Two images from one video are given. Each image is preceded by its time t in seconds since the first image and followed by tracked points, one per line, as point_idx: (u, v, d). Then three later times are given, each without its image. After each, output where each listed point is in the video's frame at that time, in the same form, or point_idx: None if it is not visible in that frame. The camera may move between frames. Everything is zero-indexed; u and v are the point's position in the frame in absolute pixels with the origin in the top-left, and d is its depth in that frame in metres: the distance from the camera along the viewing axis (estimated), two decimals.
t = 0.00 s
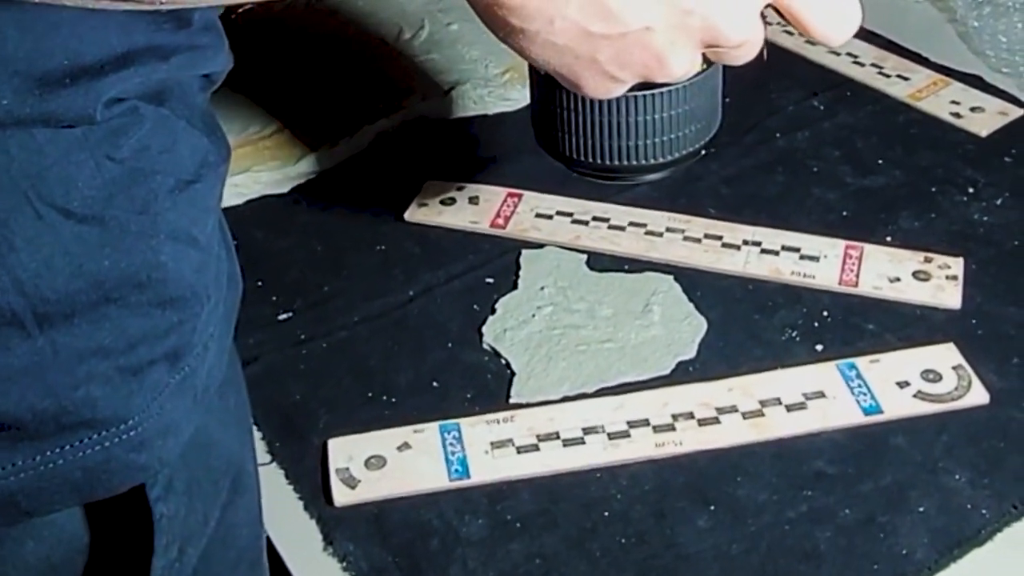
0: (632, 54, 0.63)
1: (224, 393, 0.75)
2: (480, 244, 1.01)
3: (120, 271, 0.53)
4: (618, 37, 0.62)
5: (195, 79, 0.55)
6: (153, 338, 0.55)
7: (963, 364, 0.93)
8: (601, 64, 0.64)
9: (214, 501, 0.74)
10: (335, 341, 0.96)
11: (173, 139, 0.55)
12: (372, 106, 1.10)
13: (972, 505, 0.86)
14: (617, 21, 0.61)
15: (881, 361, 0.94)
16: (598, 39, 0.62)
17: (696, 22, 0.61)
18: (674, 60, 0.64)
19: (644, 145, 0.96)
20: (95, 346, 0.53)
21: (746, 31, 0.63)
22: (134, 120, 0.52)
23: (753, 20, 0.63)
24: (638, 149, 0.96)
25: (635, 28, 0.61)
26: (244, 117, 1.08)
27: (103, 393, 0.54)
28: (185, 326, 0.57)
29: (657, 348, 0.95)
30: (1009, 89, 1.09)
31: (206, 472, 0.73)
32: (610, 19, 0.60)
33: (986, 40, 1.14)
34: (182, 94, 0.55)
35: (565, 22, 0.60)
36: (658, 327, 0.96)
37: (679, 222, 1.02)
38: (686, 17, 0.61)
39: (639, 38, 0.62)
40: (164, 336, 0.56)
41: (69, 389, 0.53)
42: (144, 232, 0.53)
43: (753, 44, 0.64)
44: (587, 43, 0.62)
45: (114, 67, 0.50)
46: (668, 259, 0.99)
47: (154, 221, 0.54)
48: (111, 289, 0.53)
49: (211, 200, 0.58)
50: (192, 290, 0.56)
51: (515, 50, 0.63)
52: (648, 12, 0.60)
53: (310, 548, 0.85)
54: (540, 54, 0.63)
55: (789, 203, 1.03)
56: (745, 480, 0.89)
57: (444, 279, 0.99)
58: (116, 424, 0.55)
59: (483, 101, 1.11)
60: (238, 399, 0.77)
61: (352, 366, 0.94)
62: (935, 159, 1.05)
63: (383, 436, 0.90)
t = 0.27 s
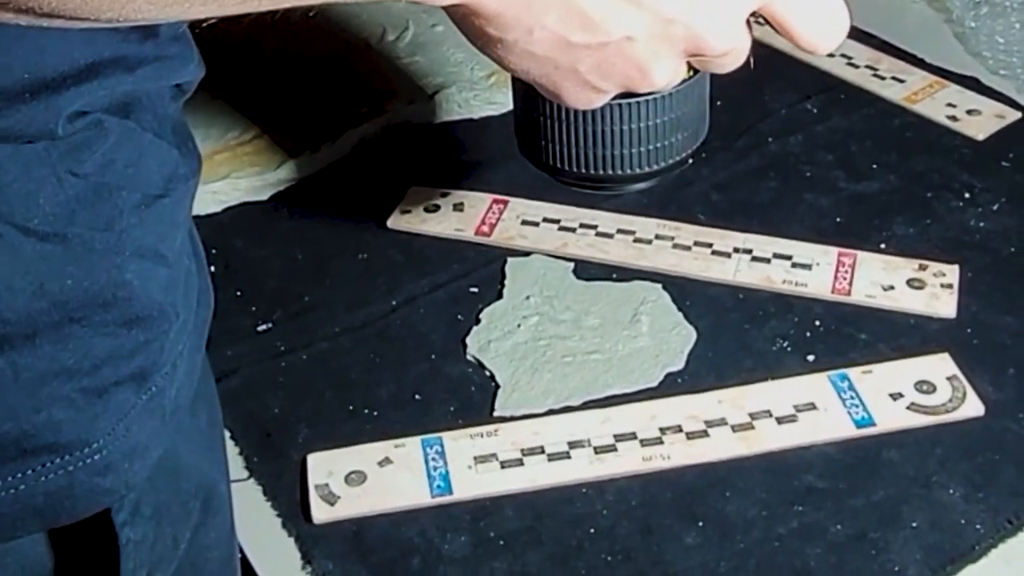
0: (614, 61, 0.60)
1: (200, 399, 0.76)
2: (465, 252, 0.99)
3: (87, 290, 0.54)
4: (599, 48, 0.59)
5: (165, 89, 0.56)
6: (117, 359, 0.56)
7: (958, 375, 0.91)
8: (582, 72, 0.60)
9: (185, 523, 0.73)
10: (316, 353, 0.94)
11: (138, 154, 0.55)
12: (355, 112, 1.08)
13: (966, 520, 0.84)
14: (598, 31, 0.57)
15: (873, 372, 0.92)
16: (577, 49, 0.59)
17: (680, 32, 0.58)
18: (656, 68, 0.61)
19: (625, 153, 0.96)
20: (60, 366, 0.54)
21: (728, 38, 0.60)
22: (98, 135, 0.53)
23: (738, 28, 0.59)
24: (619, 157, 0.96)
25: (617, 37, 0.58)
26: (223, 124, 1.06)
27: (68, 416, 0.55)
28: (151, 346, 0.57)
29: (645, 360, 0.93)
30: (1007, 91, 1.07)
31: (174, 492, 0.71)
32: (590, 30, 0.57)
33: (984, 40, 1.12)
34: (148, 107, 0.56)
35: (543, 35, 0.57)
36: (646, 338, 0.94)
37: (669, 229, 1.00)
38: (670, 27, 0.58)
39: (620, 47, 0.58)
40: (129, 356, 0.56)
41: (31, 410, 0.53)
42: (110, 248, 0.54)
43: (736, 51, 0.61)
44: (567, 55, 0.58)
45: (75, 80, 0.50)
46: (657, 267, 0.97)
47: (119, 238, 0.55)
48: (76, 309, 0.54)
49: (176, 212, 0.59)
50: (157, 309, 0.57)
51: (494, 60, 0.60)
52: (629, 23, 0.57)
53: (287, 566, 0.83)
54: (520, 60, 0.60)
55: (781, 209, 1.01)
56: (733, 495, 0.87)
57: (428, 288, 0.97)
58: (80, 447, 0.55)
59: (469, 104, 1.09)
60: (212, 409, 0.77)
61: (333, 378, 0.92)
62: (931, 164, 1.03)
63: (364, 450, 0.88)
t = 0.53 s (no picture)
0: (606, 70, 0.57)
1: (190, 410, 0.74)
2: (457, 258, 0.97)
3: (66, 304, 0.52)
4: (591, 55, 0.56)
5: (149, 95, 0.54)
6: (96, 373, 0.54)
7: (961, 384, 0.89)
8: (574, 80, 0.58)
9: (165, 539, 0.70)
10: (304, 362, 0.92)
11: (118, 163, 0.53)
12: (344, 112, 1.05)
13: (969, 533, 0.83)
14: (588, 37, 0.55)
15: (874, 381, 0.90)
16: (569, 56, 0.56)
17: (674, 38, 0.56)
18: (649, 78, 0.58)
19: (626, 161, 0.92)
20: (37, 382, 0.52)
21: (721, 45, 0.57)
22: (76, 143, 0.50)
23: (733, 33, 0.57)
24: (618, 166, 0.93)
25: (608, 43, 0.55)
26: (209, 126, 1.03)
27: (46, 434, 0.52)
28: (134, 359, 0.55)
29: (642, 368, 0.91)
30: (1012, 92, 1.05)
31: (158, 507, 0.69)
32: (581, 35, 0.54)
33: (988, 40, 1.10)
34: (130, 114, 0.54)
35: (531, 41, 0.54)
36: (643, 346, 0.92)
37: (666, 234, 0.98)
38: (664, 33, 0.55)
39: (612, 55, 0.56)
40: (110, 370, 0.54)
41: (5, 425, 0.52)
42: (89, 259, 0.52)
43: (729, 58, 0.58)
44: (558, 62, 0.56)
45: (52, 88, 0.49)
46: (654, 273, 0.95)
47: (100, 249, 0.53)
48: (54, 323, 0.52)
49: (162, 220, 0.57)
50: (140, 321, 0.55)
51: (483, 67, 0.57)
52: (621, 29, 0.55)
53: None
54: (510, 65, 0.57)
55: (781, 214, 0.99)
56: (729, 508, 0.85)
57: (419, 294, 0.95)
58: (56, 464, 0.53)
59: (462, 106, 1.08)
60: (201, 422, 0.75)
61: (322, 387, 0.91)
62: (933, 167, 1.01)
63: (354, 461, 0.87)
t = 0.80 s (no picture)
0: (597, 81, 0.55)
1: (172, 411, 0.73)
2: (449, 264, 0.95)
3: (44, 316, 0.53)
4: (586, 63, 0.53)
5: (131, 101, 0.55)
6: (76, 389, 0.56)
7: (963, 393, 0.88)
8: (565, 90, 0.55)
9: (148, 560, 0.68)
10: (293, 370, 0.90)
11: (98, 172, 0.54)
12: (334, 114, 1.04)
13: (970, 546, 0.81)
14: (582, 46, 0.52)
15: (874, 391, 0.88)
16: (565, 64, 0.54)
17: (670, 49, 0.53)
18: (644, 88, 0.56)
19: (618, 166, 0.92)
20: (16, 396, 0.53)
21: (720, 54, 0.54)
22: (55, 152, 0.51)
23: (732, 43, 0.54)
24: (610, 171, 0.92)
25: (602, 53, 0.53)
26: (193, 124, 1.01)
27: (24, 448, 0.54)
28: (112, 373, 0.57)
29: (637, 377, 0.89)
30: (1015, 94, 1.03)
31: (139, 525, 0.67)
32: (574, 44, 0.52)
33: (992, 39, 1.06)
34: (111, 121, 0.55)
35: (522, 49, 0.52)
36: (638, 354, 0.90)
37: (662, 238, 0.96)
38: (660, 43, 0.53)
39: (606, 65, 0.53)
40: (90, 384, 0.56)
41: None
42: (66, 270, 0.53)
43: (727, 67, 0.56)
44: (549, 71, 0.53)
45: (32, 99, 0.48)
46: (651, 279, 0.94)
47: (79, 260, 0.54)
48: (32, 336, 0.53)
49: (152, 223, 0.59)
50: (118, 335, 0.57)
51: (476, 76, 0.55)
52: (616, 38, 0.52)
53: None
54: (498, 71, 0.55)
55: (779, 218, 0.97)
56: (726, 520, 0.83)
57: (410, 301, 0.93)
58: (29, 478, 0.55)
59: (454, 107, 1.06)
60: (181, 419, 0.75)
61: (311, 396, 0.89)
62: (935, 170, 0.99)
63: (343, 473, 0.85)
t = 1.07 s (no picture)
0: (593, 92, 0.55)
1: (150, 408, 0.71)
2: (442, 269, 0.94)
3: (32, 329, 0.60)
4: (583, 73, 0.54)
5: (118, 115, 0.63)
6: (63, 404, 0.62)
7: (962, 403, 0.86)
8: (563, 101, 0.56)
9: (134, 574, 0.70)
10: (282, 378, 0.89)
11: (87, 183, 0.62)
12: (324, 115, 1.03)
13: (969, 559, 0.80)
14: (577, 56, 0.53)
15: (873, 400, 0.86)
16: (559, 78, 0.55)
17: (667, 58, 0.54)
18: (641, 98, 0.56)
19: (611, 178, 0.93)
20: (3, 411, 0.60)
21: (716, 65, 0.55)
22: (41, 163, 0.59)
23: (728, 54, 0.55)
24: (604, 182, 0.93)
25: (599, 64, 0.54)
26: (180, 127, 1.00)
27: (11, 463, 0.61)
28: (100, 389, 0.65)
29: (632, 386, 0.88)
30: (1018, 97, 1.02)
31: (125, 540, 0.69)
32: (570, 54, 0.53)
33: (994, 40, 1.03)
34: (100, 131, 0.63)
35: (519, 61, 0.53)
36: (633, 362, 0.89)
37: (658, 243, 0.95)
38: (657, 53, 0.54)
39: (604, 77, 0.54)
40: (78, 397, 0.63)
41: None
42: (53, 283, 0.61)
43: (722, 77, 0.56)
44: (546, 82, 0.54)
45: None
46: (647, 285, 0.92)
47: (59, 270, 0.61)
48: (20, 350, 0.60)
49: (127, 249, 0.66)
50: (106, 348, 0.64)
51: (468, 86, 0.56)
52: (611, 47, 0.53)
53: None
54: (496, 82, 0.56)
55: (777, 223, 0.96)
56: (721, 531, 0.81)
57: (402, 306, 0.92)
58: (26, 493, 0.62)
59: (448, 109, 1.05)
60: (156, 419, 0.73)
61: (300, 403, 0.88)
62: (936, 174, 0.98)
63: (332, 484, 0.83)
